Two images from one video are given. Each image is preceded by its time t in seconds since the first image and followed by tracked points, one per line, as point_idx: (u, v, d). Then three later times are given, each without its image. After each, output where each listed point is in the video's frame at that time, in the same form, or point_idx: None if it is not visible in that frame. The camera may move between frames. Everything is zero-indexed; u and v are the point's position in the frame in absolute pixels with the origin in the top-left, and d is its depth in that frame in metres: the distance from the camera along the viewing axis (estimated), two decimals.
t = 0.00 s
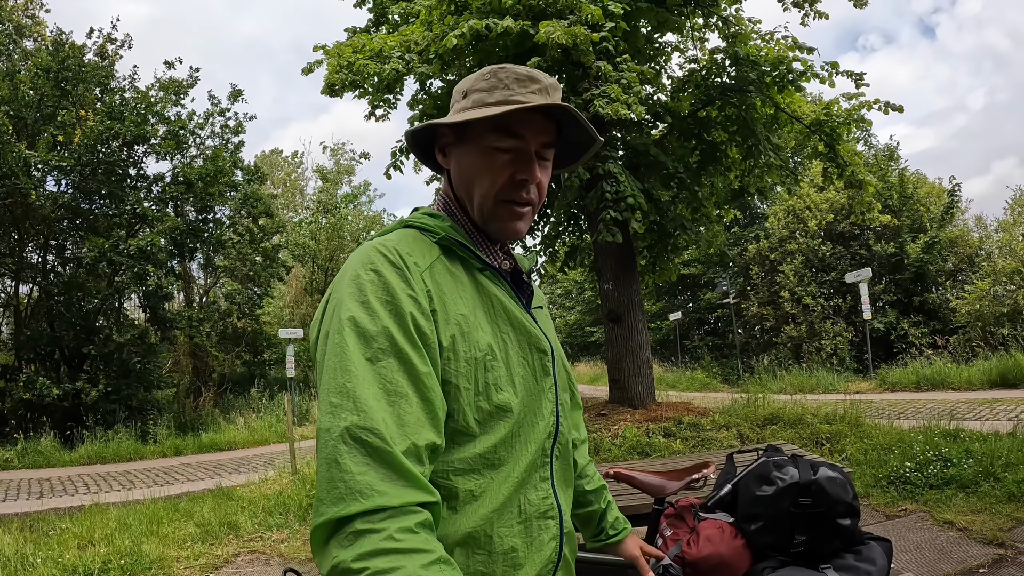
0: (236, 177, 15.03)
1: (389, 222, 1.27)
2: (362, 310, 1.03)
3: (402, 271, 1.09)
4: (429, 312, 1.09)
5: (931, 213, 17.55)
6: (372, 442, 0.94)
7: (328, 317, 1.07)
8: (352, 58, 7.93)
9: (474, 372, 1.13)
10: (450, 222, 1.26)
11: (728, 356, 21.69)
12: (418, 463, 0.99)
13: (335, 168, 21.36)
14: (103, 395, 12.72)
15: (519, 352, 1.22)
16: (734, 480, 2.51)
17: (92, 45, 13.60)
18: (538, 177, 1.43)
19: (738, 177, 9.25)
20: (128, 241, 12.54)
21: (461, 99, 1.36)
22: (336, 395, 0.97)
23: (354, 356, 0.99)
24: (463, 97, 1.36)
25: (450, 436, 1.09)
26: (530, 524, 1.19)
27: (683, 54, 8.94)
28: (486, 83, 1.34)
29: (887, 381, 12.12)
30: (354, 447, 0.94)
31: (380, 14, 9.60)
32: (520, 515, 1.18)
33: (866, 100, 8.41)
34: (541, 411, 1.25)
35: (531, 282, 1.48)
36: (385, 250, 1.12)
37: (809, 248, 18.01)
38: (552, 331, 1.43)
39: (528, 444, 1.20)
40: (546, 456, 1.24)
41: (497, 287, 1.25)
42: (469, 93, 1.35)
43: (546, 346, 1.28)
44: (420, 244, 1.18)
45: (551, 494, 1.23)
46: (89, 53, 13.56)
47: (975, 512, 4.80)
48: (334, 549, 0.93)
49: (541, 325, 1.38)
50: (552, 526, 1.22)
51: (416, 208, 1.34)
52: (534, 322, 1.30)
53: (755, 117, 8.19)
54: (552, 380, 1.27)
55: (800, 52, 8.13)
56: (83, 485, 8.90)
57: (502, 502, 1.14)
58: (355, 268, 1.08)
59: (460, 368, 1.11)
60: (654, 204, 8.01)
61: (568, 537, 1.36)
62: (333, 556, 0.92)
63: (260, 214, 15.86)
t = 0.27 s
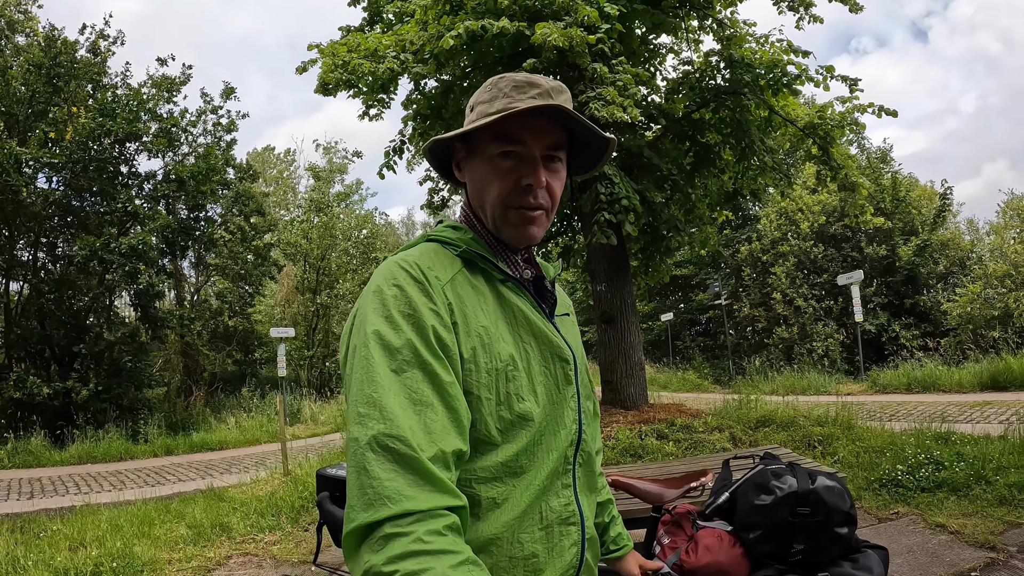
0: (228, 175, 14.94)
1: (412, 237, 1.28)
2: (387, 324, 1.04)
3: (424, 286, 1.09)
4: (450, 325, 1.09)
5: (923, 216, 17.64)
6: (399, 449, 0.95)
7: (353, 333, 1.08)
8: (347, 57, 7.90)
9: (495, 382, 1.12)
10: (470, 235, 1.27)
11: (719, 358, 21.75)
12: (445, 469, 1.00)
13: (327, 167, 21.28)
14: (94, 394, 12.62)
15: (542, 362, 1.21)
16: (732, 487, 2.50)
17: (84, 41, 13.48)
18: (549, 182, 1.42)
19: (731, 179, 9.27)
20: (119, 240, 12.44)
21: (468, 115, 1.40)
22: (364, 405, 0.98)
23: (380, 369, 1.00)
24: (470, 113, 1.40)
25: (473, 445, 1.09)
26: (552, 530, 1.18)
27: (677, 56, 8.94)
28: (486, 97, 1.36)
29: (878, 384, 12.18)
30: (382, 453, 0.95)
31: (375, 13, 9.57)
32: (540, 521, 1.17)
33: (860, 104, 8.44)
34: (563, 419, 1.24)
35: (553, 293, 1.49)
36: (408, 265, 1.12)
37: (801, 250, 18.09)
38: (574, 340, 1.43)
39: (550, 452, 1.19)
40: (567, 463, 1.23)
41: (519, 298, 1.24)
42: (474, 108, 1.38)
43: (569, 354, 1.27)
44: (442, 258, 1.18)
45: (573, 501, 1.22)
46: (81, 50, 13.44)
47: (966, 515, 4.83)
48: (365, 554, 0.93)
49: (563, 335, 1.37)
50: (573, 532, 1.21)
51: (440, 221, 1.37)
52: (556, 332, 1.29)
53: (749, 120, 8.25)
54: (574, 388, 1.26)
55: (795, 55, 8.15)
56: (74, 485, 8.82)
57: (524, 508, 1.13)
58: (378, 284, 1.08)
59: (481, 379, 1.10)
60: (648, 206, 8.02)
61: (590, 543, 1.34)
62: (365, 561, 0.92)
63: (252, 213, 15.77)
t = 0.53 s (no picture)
0: (219, 176, 14.85)
1: (415, 242, 1.24)
2: (390, 333, 1.01)
3: (430, 294, 1.07)
4: (455, 334, 1.06)
5: (914, 219, 17.72)
6: (404, 462, 0.92)
7: (354, 341, 1.05)
8: (339, 58, 7.85)
9: (501, 392, 1.10)
10: (474, 242, 1.25)
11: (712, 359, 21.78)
12: (449, 482, 0.97)
13: (319, 168, 21.20)
14: (84, 396, 12.51)
15: (547, 371, 1.19)
16: (727, 495, 2.48)
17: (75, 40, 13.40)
18: (556, 191, 1.39)
19: (724, 182, 9.28)
20: (109, 240, 12.33)
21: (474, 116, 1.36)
22: (367, 417, 0.95)
23: (384, 379, 0.97)
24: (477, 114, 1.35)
25: (478, 456, 1.06)
26: (556, 541, 1.15)
27: (671, 59, 8.94)
28: (497, 101, 1.32)
29: (869, 385, 12.22)
30: (386, 466, 0.92)
31: (367, 14, 9.53)
32: (545, 532, 1.14)
33: (852, 107, 8.46)
34: (568, 429, 1.22)
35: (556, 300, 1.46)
36: (411, 271, 1.09)
37: (793, 252, 18.16)
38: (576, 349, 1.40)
39: (554, 462, 1.17)
40: (572, 474, 1.20)
41: (523, 306, 1.21)
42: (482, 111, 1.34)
43: (573, 363, 1.25)
44: (446, 265, 1.15)
45: (577, 511, 1.20)
46: (72, 49, 13.35)
47: (959, 517, 4.83)
48: (368, 570, 0.89)
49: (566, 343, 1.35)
50: (577, 543, 1.18)
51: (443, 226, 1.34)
52: (560, 340, 1.27)
53: (742, 122, 8.26)
54: (578, 398, 1.23)
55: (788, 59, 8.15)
56: (62, 488, 8.73)
57: (529, 520, 1.11)
58: (382, 291, 1.05)
59: (486, 389, 1.08)
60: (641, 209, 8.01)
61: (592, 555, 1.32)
62: None
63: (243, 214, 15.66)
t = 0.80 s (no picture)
0: (219, 176, 14.85)
1: (407, 240, 1.25)
2: (380, 334, 1.02)
3: (420, 294, 1.07)
4: (446, 334, 1.07)
5: (914, 219, 17.72)
6: (393, 465, 0.93)
7: (346, 341, 1.06)
8: (339, 58, 7.86)
9: (492, 393, 1.11)
10: (466, 240, 1.24)
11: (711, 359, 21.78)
12: (439, 484, 0.98)
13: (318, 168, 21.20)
14: (84, 396, 12.52)
15: (540, 371, 1.19)
16: (725, 494, 2.48)
17: (76, 40, 13.42)
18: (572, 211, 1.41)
19: (724, 182, 9.28)
20: (109, 241, 12.34)
21: (513, 117, 1.29)
22: (357, 419, 0.96)
23: (373, 381, 0.98)
24: (517, 116, 1.30)
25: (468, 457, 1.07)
26: (548, 542, 1.16)
27: (671, 59, 8.95)
28: (546, 107, 1.29)
29: (870, 385, 12.22)
30: (376, 470, 0.93)
31: (367, 14, 9.53)
32: (537, 533, 1.15)
33: (852, 107, 8.47)
34: (562, 429, 1.22)
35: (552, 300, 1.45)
36: (401, 271, 1.10)
37: (793, 252, 18.17)
38: (571, 348, 1.40)
39: (547, 463, 1.18)
40: (565, 474, 1.22)
41: (516, 306, 1.22)
42: (524, 112, 1.29)
43: (566, 362, 1.25)
44: (437, 263, 1.15)
45: (570, 512, 1.21)
46: (73, 49, 13.36)
47: (958, 517, 4.83)
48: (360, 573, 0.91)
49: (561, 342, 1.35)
50: (570, 544, 1.20)
51: (434, 223, 1.32)
52: (554, 340, 1.27)
53: (741, 122, 8.26)
54: (572, 398, 1.24)
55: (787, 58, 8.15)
56: (63, 488, 8.74)
57: (521, 521, 1.12)
58: (372, 291, 1.06)
59: (477, 389, 1.09)
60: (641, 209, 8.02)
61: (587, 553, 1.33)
62: None
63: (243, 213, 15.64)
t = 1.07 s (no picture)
0: (221, 175, 14.87)
1: (399, 223, 1.25)
2: (368, 319, 1.01)
3: (410, 280, 1.07)
4: (436, 321, 1.07)
5: (915, 218, 17.72)
6: (376, 453, 0.93)
7: (334, 324, 1.06)
8: (340, 57, 7.87)
9: (478, 382, 1.11)
10: (461, 225, 1.23)
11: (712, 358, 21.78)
12: (422, 474, 0.98)
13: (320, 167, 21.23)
14: (86, 394, 12.55)
15: (527, 362, 1.20)
16: (721, 482, 2.50)
17: (78, 40, 13.46)
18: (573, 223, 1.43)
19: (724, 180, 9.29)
20: (112, 239, 12.38)
21: (569, 128, 1.26)
22: (341, 405, 0.96)
23: (360, 366, 0.98)
24: (571, 128, 1.27)
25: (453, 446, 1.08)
26: (530, 532, 1.17)
27: (672, 58, 8.97)
28: (601, 131, 1.30)
29: (871, 385, 12.22)
30: (359, 457, 0.93)
31: (369, 13, 9.56)
32: (520, 523, 1.16)
33: (852, 105, 8.48)
34: (547, 421, 1.23)
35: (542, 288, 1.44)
36: (393, 255, 1.10)
37: (794, 251, 18.18)
38: (558, 338, 1.41)
39: (532, 454, 1.19)
40: (549, 466, 1.23)
41: (508, 296, 1.22)
42: (580, 128, 1.27)
43: (554, 354, 1.26)
44: (430, 249, 1.15)
45: (553, 503, 1.22)
46: (75, 48, 13.39)
47: (958, 513, 4.84)
48: (337, 560, 0.91)
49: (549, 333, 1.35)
50: (553, 534, 1.21)
51: (429, 205, 1.29)
52: (543, 331, 1.28)
53: (742, 121, 8.27)
54: (559, 390, 1.25)
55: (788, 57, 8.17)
56: (65, 485, 8.77)
57: (504, 511, 1.13)
58: (363, 274, 1.06)
59: (464, 378, 1.09)
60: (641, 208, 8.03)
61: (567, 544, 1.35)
62: (336, 567, 0.91)
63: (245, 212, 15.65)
